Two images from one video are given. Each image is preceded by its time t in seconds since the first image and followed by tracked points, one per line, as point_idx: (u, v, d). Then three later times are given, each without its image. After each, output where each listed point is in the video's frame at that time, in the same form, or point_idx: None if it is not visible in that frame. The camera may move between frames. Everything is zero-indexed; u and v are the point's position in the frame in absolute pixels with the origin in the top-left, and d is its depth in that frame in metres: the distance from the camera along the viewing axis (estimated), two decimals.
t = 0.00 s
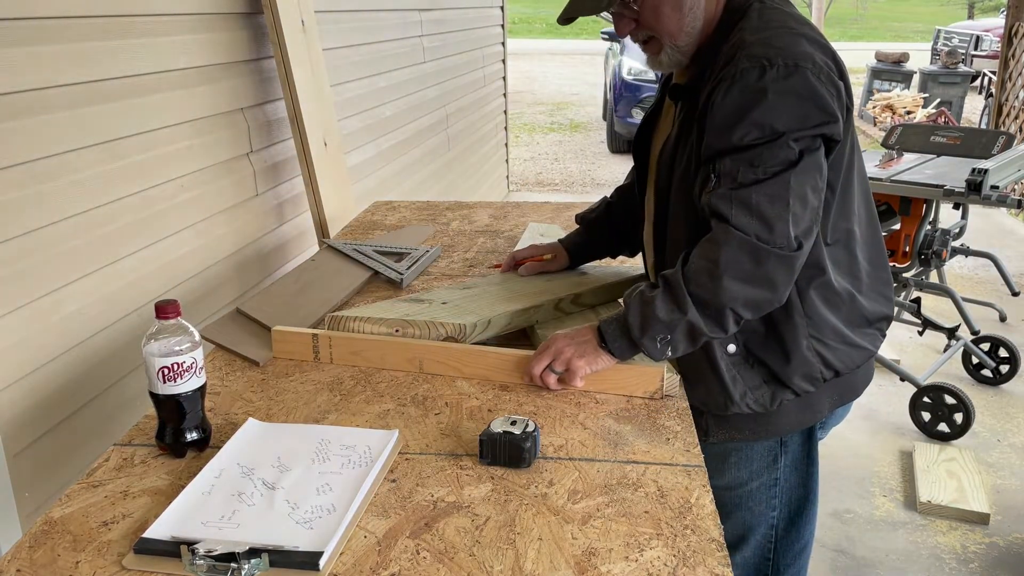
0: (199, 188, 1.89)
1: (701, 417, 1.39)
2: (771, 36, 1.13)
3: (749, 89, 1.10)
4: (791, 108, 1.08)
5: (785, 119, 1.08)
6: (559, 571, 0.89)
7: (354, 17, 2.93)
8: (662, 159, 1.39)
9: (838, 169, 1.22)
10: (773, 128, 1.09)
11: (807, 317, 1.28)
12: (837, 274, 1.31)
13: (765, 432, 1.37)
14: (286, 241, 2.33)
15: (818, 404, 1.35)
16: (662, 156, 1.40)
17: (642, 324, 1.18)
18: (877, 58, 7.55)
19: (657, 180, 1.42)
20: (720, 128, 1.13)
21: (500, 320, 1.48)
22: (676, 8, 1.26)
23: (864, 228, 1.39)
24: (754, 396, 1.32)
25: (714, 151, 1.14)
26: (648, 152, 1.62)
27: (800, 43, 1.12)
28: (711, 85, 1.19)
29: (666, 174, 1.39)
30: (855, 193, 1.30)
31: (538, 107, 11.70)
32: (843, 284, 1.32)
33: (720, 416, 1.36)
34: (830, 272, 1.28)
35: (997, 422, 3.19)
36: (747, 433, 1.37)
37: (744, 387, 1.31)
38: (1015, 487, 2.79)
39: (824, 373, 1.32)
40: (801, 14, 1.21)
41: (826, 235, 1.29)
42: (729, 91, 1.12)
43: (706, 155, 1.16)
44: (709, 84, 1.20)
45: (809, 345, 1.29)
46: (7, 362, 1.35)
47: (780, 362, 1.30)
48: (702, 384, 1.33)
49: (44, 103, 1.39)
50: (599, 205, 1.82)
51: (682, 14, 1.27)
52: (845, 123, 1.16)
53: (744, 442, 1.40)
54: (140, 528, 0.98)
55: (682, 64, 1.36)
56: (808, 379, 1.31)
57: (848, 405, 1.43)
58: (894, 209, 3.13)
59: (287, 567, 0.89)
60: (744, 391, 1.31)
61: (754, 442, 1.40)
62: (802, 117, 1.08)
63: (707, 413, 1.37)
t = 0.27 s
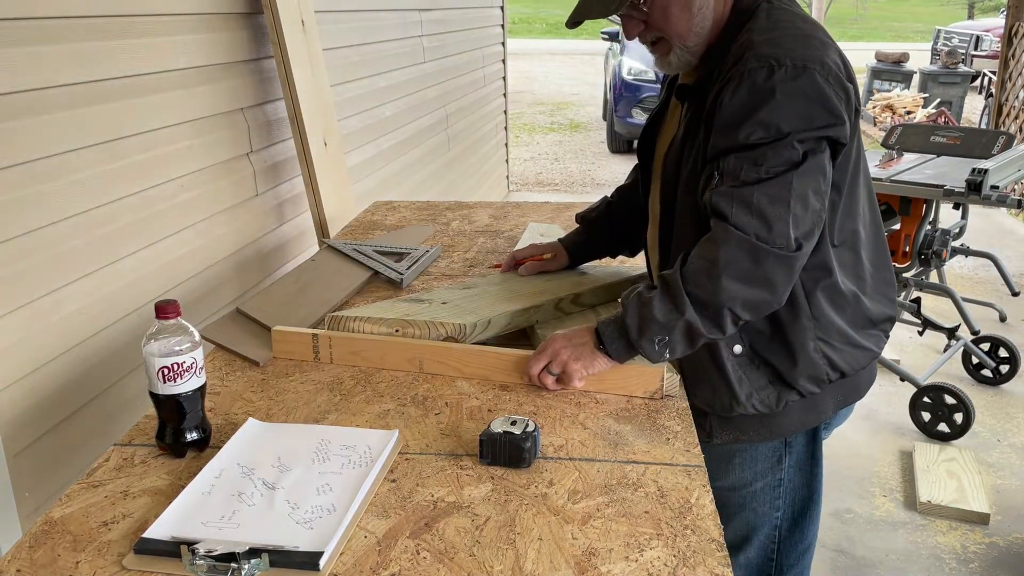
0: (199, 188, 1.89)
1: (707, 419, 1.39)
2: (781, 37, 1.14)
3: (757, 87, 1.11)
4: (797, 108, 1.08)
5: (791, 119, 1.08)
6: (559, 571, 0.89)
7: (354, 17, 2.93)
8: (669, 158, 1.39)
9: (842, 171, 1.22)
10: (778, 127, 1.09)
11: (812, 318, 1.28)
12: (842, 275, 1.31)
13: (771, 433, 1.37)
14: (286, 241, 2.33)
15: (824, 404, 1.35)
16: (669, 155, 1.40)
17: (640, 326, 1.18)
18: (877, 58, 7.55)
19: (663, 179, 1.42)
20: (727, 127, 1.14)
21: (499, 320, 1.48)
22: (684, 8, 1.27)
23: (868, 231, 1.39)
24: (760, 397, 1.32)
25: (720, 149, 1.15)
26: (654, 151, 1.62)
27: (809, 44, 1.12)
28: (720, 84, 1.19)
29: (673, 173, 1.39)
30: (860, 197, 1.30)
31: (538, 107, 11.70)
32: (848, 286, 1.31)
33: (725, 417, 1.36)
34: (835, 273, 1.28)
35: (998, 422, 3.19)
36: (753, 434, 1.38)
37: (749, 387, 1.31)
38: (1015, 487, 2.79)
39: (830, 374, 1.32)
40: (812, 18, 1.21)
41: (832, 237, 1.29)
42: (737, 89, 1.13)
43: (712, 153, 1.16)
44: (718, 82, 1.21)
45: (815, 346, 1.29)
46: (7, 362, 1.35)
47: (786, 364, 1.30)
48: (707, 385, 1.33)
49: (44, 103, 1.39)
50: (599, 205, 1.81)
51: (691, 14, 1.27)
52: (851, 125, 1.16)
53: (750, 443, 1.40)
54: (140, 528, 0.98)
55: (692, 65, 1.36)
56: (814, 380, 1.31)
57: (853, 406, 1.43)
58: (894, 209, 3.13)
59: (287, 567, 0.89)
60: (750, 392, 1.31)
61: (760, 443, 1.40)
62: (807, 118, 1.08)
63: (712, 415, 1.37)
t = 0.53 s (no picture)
0: (199, 188, 1.89)
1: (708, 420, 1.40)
2: (784, 36, 1.14)
3: (759, 87, 1.11)
4: (799, 108, 1.09)
5: (793, 118, 1.09)
6: (559, 571, 0.89)
7: (354, 17, 2.93)
8: (671, 158, 1.40)
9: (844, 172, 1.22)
10: (780, 126, 1.09)
11: (815, 319, 1.27)
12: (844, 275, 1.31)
13: (772, 433, 1.37)
14: (286, 241, 2.33)
15: (825, 405, 1.35)
16: (671, 155, 1.40)
17: (642, 327, 1.17)
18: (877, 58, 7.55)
19: (665, 179, 1.42)
20: (729, 126, 1.14)
21: (499, 320, 1.48)
22: (681, 9, 1.27)
23: (870, 232, 1.39)
24: (760, 397, 1.32)
25: (722, 148, 1.15)
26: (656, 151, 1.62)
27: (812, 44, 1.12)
28: (722, 83, 1.19)
29: (676, 172, 1.39)
30: (862, 198, 1.30)
31: (538, 107, 11.70)
32: (849, 287, 1.31)
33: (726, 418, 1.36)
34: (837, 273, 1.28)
35: (998, 422, 3.19)
36: (754, 435, 1.37)
37: (750, 388, 1.31)
38: (1014, 487, 2.79)
39: (832, 375, 1.32)
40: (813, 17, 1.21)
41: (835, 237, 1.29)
42: (740, 88, 1.13)
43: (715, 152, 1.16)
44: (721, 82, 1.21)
45: (817, 347, 1.29)
46: (8, 362, 1.35)
47: (787, 364, 1.30)
48: (708, 386, 1.33)
49: (44, 103, 1.40)
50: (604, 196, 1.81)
51: (688, 15, 1.27)
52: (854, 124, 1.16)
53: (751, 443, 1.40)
54: (140, 528, 0.98)
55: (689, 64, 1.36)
56: (815, 381, 1.31)
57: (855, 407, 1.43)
58: (894, 210, 3.13)
59: (287, 567, 0.89)
60: (751, 392, 1.31)
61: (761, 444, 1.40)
62: (809, 118, 1.08)
63: (713, 416, 1.37)
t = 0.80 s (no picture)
0: (199, 188, 1.89)
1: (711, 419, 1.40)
2: (764, 30, 1.14)
3: (743, 81, 1.11)
4: (784, 99, 1.09)
5: (779, 110, 1.09)
6: (559, 571, 0.89)
7: (354, 17, 2.93)
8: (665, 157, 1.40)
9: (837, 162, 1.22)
10: (767, 118, 1.09)
11: (815, 313, 1.27)
12: (843, 268, 1.31)
13: (775, 432, 1.37)
14: (286, 241, 2.33)
15: (827, 401, 1.35)
16: (665, 155, 1.40)
17: (646, 323, 1.17)
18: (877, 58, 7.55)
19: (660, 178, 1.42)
20: (718, 122, 1.14)
21: (498, 320, 1.47)
22: (644, 28, 1.28)
23: (869, 222, 1.38)
24: (762, 394, 1.32)
25: (713, 145, 1.15)
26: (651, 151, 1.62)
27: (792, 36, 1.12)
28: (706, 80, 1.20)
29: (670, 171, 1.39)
30: (859, 186, 1.30)
31: (538, 107, 11.70)
32: (850, 279, 1.31)
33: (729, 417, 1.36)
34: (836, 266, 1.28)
35: (998, 422, 3.19)
36: (757, 433, 1.37)
37: (752, 385, 1.31)
38: (1014, 487, 2.79)
39: (833, 370, 1.32)
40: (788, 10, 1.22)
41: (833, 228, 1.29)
42: (724, 84, 1.13)
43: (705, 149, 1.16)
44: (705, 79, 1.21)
45: (818, 342, 1.29)
46: (8, 361, 1.35)
47: (787, 360, 1.30)
48: (711, 384, 1.33)
49: (44, 103, 1.39)
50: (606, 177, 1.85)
51: (652, 32, 1.29)
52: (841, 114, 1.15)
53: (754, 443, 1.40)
54: (140, 528, 0.98)
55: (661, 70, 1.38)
56: (816, 376, 1.31)
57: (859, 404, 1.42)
58: (894, 210, 3.13)
59: (287, 567, 0.89)
60: (752, 389, 1.31)
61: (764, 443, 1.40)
62: (796, 108, 1.08)
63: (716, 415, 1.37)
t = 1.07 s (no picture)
0: (199, 188, 1.90)
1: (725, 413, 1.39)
2: (732, 27, 1.15)
3: (717, 75, 1.11)
4: (759, 88, 1.09)
5: (755, 99, 1.09)
6: (559, 571, 0.89)
7: (354, 17, 2.93)
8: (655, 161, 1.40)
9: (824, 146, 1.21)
10: (744, 108, 1.09)
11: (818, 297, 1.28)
12: (844, 252, 1.30)
13: (791, 422, 1.36)
14: (286, 241, 2.33)
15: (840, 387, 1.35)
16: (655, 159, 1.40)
17: (646, 316, 1.17)
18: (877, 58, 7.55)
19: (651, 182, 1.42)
20: (698, 117, 1.14)
21: (498, 320, 1.47)
22: (621, 48, 1.29)
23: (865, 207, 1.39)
24: (775, 383, 1.31)
25: (696, 140, 1.15)
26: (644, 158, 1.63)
27: (761, 31, 1.13)
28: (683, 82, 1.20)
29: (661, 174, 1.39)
30: (849, 170, 1.29)
31: (538, 107, 11.70)
32: (851, 262, 1.31)
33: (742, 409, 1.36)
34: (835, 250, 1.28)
35: (998, 422, 3.19)
36: (773, 426, 1.37)
37: (764, 375, 1.31)
38: (1014, 487, 2.79)
39: (842, 354, 1.32)
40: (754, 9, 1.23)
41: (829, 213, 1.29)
42: (699, 80, 1.13)
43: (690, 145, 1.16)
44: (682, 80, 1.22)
45: (825, 326, 1.29)
46: (8, 361, 1.35)
47: (795, 346, 1.29)
48: (724, 376, 1.33)
49: (44, 103, 1.40)
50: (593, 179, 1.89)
51: (629, 52, 1.29)
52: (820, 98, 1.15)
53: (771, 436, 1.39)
54: (140, 528, 0.98)
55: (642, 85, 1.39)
56: (826, 361, 1.31)
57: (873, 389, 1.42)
58: (894, 210, 3.13)
59: (287, 567, 0.89)
60: (764, 379, 1.31)
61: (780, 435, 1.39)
62: (772, 95, 1.09)
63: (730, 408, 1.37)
